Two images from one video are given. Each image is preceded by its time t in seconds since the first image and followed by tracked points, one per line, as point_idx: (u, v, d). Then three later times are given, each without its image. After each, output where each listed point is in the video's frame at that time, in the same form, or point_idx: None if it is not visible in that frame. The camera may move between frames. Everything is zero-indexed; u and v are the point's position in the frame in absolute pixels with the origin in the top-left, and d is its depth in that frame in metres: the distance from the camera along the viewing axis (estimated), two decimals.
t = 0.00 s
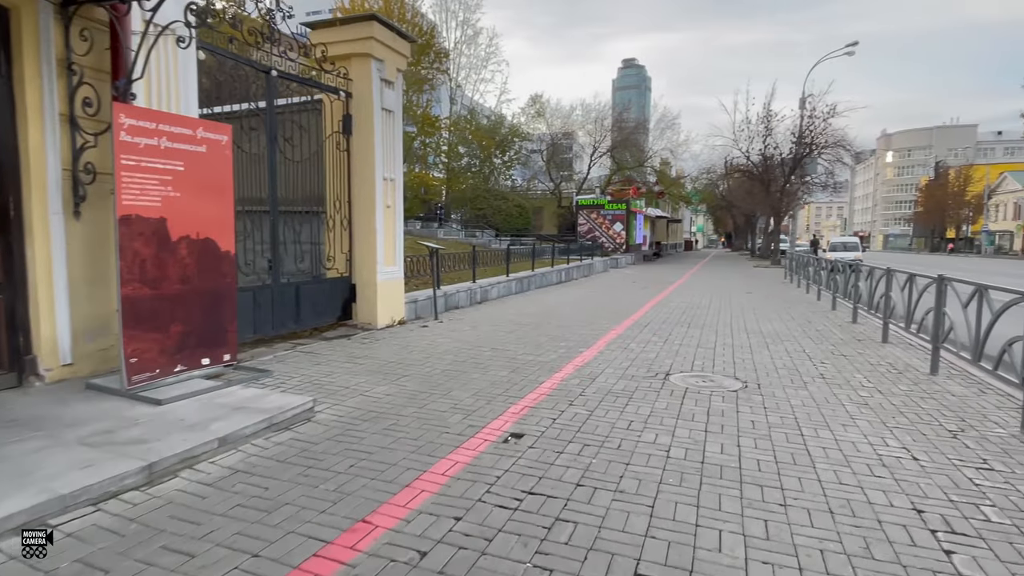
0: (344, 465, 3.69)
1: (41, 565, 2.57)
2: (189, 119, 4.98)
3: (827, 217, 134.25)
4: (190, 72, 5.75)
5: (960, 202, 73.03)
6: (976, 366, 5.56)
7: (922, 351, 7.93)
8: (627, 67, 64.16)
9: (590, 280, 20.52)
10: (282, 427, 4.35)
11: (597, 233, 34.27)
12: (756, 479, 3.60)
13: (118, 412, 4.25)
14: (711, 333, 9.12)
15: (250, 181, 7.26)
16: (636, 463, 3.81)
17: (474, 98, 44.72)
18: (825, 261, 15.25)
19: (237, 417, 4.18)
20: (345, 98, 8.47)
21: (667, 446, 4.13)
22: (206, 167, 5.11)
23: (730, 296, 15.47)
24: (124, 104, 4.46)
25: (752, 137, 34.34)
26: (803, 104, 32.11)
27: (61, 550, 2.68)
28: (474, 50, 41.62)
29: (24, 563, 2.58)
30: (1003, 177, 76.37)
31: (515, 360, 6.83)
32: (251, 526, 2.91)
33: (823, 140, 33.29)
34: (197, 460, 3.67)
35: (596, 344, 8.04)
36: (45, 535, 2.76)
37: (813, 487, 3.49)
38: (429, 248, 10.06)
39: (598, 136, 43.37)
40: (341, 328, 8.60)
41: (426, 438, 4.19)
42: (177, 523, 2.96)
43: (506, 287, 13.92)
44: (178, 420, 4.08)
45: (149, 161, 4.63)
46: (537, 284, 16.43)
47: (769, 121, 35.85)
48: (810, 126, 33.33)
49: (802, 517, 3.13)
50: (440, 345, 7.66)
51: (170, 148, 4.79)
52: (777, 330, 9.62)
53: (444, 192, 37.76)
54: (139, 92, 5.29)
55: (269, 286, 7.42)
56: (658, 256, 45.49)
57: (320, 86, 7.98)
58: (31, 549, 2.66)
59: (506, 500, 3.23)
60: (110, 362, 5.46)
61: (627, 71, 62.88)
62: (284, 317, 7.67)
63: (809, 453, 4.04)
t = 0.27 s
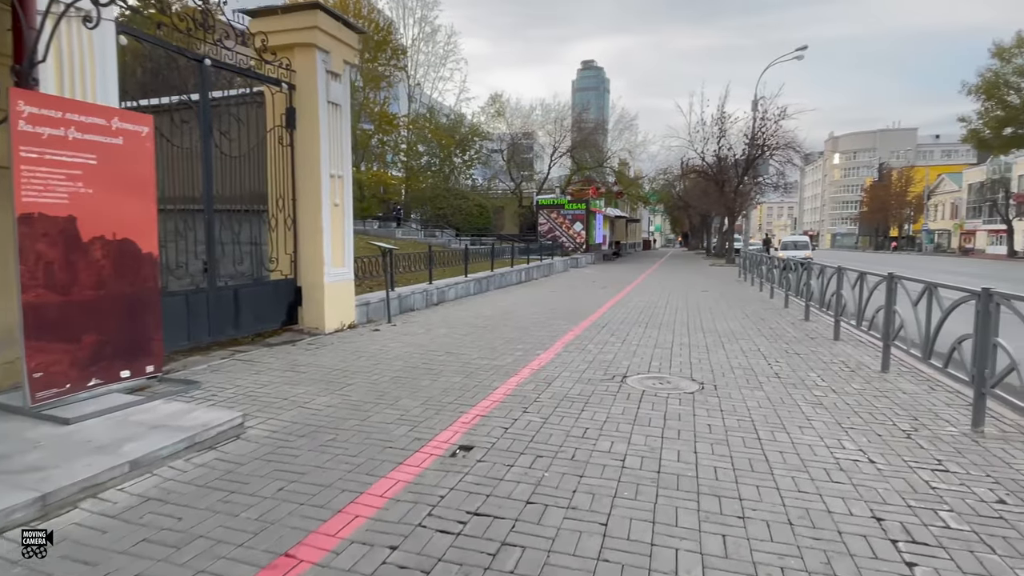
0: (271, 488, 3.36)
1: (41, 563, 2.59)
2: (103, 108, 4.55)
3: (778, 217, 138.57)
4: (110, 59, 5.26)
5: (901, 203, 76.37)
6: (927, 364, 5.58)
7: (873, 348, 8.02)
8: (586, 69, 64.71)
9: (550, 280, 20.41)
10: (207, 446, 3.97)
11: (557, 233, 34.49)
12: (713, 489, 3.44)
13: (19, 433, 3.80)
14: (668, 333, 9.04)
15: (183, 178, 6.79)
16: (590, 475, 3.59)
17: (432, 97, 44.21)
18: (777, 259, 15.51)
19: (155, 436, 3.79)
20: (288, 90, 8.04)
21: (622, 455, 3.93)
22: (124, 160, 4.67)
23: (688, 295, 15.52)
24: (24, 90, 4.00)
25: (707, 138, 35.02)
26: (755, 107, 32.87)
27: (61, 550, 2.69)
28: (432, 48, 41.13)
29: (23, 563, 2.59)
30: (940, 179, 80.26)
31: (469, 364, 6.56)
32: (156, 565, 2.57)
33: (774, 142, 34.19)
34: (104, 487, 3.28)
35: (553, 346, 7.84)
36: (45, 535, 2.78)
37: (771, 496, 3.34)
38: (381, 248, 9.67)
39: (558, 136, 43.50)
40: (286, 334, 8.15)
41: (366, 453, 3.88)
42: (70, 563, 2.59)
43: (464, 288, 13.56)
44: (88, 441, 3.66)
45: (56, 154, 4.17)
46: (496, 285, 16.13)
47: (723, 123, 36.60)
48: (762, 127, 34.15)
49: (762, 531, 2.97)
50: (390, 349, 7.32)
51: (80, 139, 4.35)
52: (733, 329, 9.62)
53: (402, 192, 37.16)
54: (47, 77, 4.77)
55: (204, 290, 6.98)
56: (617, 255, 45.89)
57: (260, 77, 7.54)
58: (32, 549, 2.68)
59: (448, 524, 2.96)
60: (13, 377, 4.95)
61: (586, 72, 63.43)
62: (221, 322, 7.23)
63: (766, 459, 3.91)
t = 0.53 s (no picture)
0: (196, 523, 2.99)
1: (41, 562, 2.64)
2: (11, 96, 4.10)
3: (738, 217, 142.15)
4: (23, 42, 4.79)
5: (855, 203, 78.91)
6: (890, 365, 5.52)
7: (834, 348, 8.02)
8: (551, 69, 64.87)
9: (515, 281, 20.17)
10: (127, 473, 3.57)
11: (523, 233, 34.34)
12: (681, 509, 3.22)
13: None
14: (633, 335, 8.88)
15: (116, 175, 6.31)
16: (551, 496, 3.32)
17: (396, 95, 43.53)
18: (739, 259, 15.61)
19: (66, 465, 3.38)
20: (233, 83, 7.58)
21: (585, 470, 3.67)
22: (36, 156, 4.22)
23: (653, 295, 15.45)
24: None
25: (670, 139, 35.38)
26: (716, 108, 33.34)
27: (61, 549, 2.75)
28: (395, 45, 40.48)
29: (22, 562, 2.64)
30: (891, 180, 83.25)
31: (427, 372, 6.24)
32: None
33: (734, 143, 34.76)
34: None
35: (516, 351, 7.57)
36: (45, 535, 2.84)
37: (742, 516, 3.14)
38: (336, 249, 9.25)
39: (523, 135, 43.37)
40: (232, 342, 7.67)
41: (307, 477, 3.52)
42: None
43: (428, 289, 13.12)
44: None
45: None
46: (461, 286, 15.71)
47: (685, 124, 37.03)
48: (723, 129, 34.69)
49: (733, 556, 2.76)
50: (343, 357, 6.93)
51: None
52: (697, 330, 9.52)
53: (366, 191, 36.38)
54: None
55: (143, 297, 6.51)
56: (583, 255, 46.00)
57: (202, 68, 7.08)
58: (31, 549, 2.72)
59: (394, 561, 2.64)
60: None
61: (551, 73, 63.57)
62: (161, 330, 6.75)
63: (734, 472, 3.72)
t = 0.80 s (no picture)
0: (115, 560, 2.66)
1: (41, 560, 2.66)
2: None
3: (705, 217, 144.71)
4: None
5: (818, 203, 80.88)
6: (862, 367, 5.47)
7: (803, 348, 7.99)
8: (522, 69, 64.80)
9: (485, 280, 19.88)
10: (44, 501, 3.20)
11: (494, 232, 34.05)
12: (653, 528, 3.00)
13: None
14: (603, 337, 8.70)
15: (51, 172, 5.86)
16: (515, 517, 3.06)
17: (365, 93, 42.84)
18: (707, 259, 15.64)
19: None
20: (181, 74, 7.13)
21: (552, 486, 3.43)
22: None
23: (623, 295, 15.34)
24: None
25: (639, 139, 35.58)
26: (685, 109, 33.62)
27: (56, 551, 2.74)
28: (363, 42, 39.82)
29: (18, 563, 2.64)
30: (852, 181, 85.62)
31: (388, 379, 5.92)
32: None
33: (702, 144, 35.14)
34: None
35: (483, 355, 7.29)
36: (42, 536, 2.85)
37: (717, 534, 2.95)
38: (293, 250, 8.86)
39: (494, 135, 43.13)
40: (181, 349, 7.23)
41: (247, 503, 3.20)
42: None
43: (395, 290, 12.69)
44: None
45: None
46: (431, 287, 15.28)
47: (654, 124, 37.27)
48: (692, 129, 35.03)
49: None
50: (300, 364, 6.57)
51: None
52: (668, 331, 9.39)
53: (334, 190, 35.66)
54: None
55: (82, 302, 6.06)
56: (554, 255, 46.01)
57: (146, 57, 6.62)
58: (32, 550, 2.74)
59: None
60: None
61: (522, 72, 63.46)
62: (101, 340, 6.30)
63: (709, 483, 3.53)
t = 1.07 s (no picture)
0: None
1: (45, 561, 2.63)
2: None
3: (680, 217, 146.36)
4: None
5: (790, 202, 82.22)
6: (841, 369, 5.35)
7: (780, 347, 7.89)
8: (499, 68, 64.55)
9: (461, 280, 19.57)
10: None
11: (470, 232, 33.79)
12: (629, 548, 2.78)
13: None
14: (578, 338, 8.49)
15: None
16: (481, 541, 2.80)
17: (338, 90, 42.11)
18: (682, 258, 15.57)
19: None
20: (131, 64, 6.69)
21: (522, 504, 3.17)
22: None
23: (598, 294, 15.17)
24: None
25: (614, 139, 35.58)
26: (659, 108, 33.72)
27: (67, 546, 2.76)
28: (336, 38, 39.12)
29: (23, 562, 2.63)
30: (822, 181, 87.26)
31: (351, 386, 5.62)
32: None
33: (677, 143, 35.31)
34: None
35: (454, 358, 7.02)
36: (45, 536, 2.84)
37: (698, 555, 2.73)
38: (254, 250, 8.47)
39: (470, 133, 42.77)
40: (132, 356, 6.79)
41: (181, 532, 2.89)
42: None
43: (366, 291, 12.28)
44: None
45: None
46: (406, 286, 14.84)
47: (630, 123, 37.35)
48: (666, 129, 35.16)
49: None
50: (258, 370, 6.22)
51: None
52: (644, 331, 9.22)
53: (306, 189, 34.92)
54: None
55: (18, 305, 5.54)
56: (530, 254, 45.86)
57: (91, 44, 6.16)
58: (36, 549, 2.73)
59: None
60: None
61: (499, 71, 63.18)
62: (41, 345, 5.80)
63: (688, 497, 3.31)
